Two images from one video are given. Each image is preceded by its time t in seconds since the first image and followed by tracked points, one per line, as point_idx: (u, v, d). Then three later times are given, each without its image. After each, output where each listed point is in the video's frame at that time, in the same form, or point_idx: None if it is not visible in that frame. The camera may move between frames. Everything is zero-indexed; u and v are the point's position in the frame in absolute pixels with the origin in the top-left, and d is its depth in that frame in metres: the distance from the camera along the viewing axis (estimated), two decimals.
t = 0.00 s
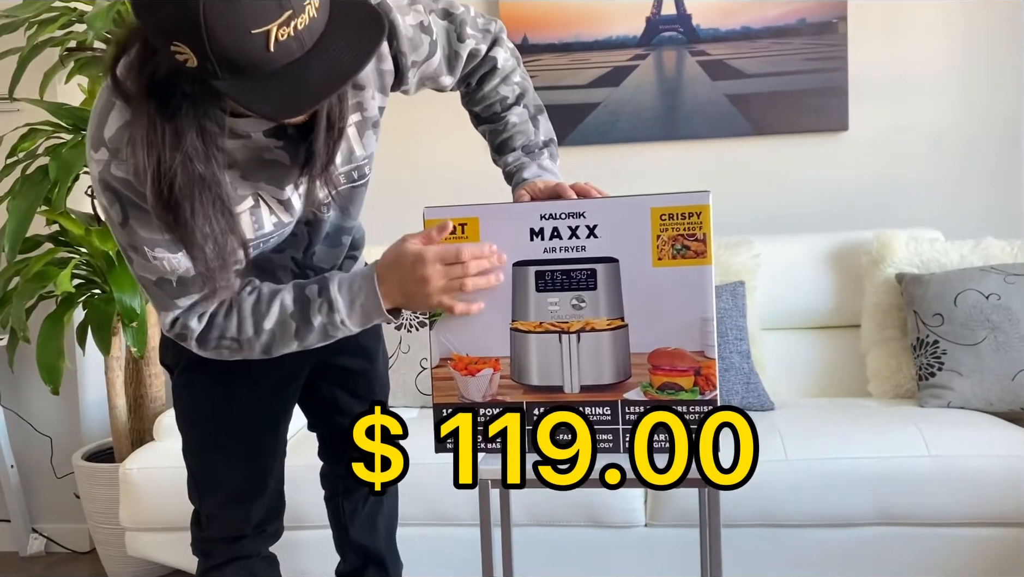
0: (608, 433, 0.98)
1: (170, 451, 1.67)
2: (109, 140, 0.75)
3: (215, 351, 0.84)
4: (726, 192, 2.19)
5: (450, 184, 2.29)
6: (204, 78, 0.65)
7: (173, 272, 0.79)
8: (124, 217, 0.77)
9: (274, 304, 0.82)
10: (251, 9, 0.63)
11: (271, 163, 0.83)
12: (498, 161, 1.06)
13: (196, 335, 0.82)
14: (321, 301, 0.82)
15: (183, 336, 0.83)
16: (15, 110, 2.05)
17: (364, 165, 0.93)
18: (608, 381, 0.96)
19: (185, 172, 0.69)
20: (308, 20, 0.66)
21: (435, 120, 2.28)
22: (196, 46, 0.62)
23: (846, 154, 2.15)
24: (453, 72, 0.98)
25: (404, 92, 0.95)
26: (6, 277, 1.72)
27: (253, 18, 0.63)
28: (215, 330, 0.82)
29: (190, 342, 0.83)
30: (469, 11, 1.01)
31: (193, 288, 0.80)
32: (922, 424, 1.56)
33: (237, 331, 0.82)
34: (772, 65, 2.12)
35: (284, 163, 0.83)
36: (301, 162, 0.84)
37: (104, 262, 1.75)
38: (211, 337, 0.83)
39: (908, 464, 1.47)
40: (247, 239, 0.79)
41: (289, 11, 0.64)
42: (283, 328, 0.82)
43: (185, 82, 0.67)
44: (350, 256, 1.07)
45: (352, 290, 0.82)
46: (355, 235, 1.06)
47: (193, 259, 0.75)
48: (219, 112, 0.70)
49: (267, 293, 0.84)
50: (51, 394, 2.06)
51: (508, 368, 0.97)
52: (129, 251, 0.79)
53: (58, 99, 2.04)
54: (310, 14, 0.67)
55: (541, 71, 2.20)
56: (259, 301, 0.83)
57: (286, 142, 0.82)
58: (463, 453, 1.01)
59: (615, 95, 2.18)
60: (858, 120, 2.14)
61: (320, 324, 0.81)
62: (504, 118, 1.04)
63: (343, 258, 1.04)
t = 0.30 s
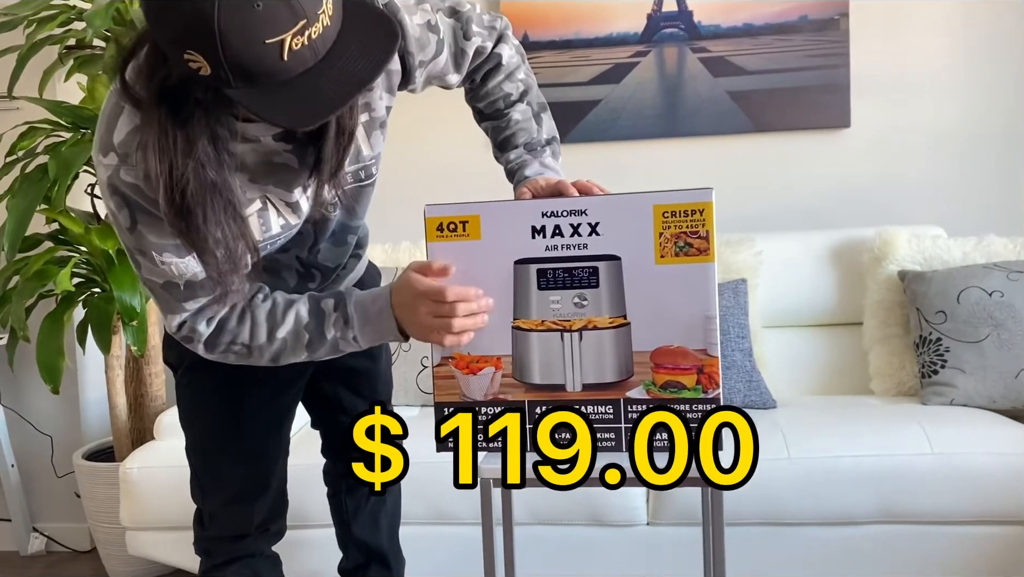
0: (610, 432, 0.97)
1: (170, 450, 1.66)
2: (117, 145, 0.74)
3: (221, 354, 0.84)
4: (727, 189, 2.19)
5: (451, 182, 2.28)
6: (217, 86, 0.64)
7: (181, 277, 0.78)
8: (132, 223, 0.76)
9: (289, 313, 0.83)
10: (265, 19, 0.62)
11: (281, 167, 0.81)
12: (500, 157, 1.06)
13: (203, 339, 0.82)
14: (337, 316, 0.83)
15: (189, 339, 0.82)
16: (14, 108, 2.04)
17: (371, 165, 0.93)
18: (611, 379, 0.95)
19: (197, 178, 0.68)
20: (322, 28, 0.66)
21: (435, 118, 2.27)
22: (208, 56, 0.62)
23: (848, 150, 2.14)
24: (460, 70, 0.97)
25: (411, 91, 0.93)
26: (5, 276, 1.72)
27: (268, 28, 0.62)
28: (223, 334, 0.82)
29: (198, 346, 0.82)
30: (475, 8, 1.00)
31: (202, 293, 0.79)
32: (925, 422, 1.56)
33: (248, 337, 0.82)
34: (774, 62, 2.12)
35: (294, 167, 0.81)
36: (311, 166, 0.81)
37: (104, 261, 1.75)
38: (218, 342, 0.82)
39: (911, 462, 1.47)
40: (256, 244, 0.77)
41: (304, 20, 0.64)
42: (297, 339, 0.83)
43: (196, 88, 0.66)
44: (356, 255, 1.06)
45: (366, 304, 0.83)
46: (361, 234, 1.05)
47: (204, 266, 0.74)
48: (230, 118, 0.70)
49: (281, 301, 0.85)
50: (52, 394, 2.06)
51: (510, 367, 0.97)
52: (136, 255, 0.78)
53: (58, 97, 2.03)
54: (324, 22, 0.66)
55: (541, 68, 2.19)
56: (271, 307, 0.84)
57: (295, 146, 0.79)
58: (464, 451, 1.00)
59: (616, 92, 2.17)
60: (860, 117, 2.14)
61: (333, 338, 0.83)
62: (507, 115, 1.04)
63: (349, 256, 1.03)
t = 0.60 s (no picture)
0: (612, 431, 0.95)
1: (172, 449, 1.66)
2: (125, 152, 0.73)
3: (226, 351, 0.85)
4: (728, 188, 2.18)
5: (451, 181, 2.28)
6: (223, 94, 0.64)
7: (188, 281, 0.78)
8: (135, 225, 0.76)
9: (294, 319, 0.83)
10: (273, 33, 0.62)
11: (287, 170, 0.80)
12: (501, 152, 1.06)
13: (210, 337, 0.83)
14: (341, 323, 0.83)
15: (196, 336, 0.83)
16: (14, 107, 2.04)
17: (377, 163, 0.93)
18: (613, 378, 0.94)
19: (202, 182, 0.68)
20: (330, 42, 0.65)
21: (436, 117, 2.27)
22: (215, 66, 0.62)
23: (849, 149, 2.14)
24: (464, 67, 0.97)
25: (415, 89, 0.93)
26: (5, 276, 1.71)
27: (274, 41, 0.62)
28: (230, 336, 0.83)
29: (204, 343, 0.83)
30: (480, 5, 1.00)
31: (209, 296, 0.80)
32: (927, 421, 1.55)
33: (254, 338, 0.83)
34: (775, 60, 2.11)
35: (300, 170, 0.81)
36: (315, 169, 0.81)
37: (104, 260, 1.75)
38: (225, 340, 0.83)
39: (913, 461, 1.46)
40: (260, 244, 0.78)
41: (311, 34, 0.63)
42: (301, 343, 0.83)
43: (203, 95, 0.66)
44: (360, 253, 1.06)
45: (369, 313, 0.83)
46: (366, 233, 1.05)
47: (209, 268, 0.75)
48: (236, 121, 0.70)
49: (287, 305, 0.85)
50: (53, 393, 2.06)
51: (511, 366, 0.96)
52: (143, 258, 0.78)
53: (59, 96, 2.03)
54: (332, 35, 0.65)
55: (542, 66, 2.19)
56: (276, 309, 0.84)
57: (301, 150, 0.79)
58: (465, 450, 0.99)
59: (617, 91, 2.17)
60: (862, 115, 2.13)
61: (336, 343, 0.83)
62: (510, 113, 1.03)
63: (355, 252, 1.03)
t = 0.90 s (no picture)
0: (614, 431, 0.95)
1: (173, 448, 1.66)
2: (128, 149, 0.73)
3: (227, 358, 0.85)
4: (729, 187, 2.18)
5: (452, 181, 2.28)
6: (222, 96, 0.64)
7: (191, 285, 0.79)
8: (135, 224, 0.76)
9: (301, 346, 0.84)
10: (274, 45, 0.62)
11: (290, 176, 0.80)
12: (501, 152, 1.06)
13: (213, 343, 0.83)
14: (347, 358, 0.85)
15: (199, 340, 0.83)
16: (16, 107, 2.04)
17: (381, 164, 0.93)
18: (615, 378, 0.94)
19: (198, 183, 0.68)
20: (331, 58, 0.65)
21: (437, 117, 2.27)
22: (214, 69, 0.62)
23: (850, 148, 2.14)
24: (466, 68, 0.97)
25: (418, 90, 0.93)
26: (6, 275, 1.71)
27: (274, 53, 0.62)
28: (235, 342, 0.83)
29: (207, 348, 0.83)
30: (482, 5, 1.00)
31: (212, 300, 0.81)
32: (927, 420, 1.56)
33: (258, 352, 0.84)
34: (777, 60, 2.11)
35: (307, 171, 0.80)
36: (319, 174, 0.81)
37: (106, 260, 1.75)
38: (228, 350, 0.84)
39: (914, 460, 1.47)
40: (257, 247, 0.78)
41: (312, 50, 0.63)
42: (305, 368, 0.84)
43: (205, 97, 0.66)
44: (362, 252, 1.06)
45: (378, 354, 0.85)
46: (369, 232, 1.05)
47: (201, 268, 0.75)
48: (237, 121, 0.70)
49: (296, 328, 0.85)
50: (54, 393, 2.06)
51: (514, 365, 0.96)
52: (145, 260, 0.78)
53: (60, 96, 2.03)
54: (334, 51, 0.65)
55: (543, 66, 2.19)
56: (284, 324, 0.85)
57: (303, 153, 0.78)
58: (467, 450, 0.98)
59: (618, 91, 2.17)
60: (862, 115, 2.13)
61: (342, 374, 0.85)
62: (512, 112, 1.04)
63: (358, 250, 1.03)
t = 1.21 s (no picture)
0: (613, 432, 0.96)
1: (174, 449, 1.67)
2: (124, 118, 0.75)
3: (212, 344, 0.83)
4: (729, 189, 2.19)
5: (452, 182, 2.29)
6: (230, 39, 0.65)
7: (176, 256, 0.79)
8: (130, 198, 0.76)
9: (289, 335, 0.83)
10: None
11: (287, 143, 0.81)
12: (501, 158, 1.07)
13: (199, 324, 0.82)
14: (335, 351, 0.84)
15: (184, 321, 0.82)
16: (16, 109, 2.04)
17: (375, 150, 0.92)
18: (615, 379, 0.95)
19: (211, 134, 0.70)
20: None
21: (438, 118, 2.28)
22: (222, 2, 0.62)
23: (849, 150, 2.15)
24: (460, 66, 0.98)
25: (413, 82, 0.94)
26: (7, 276, 1.72)
27: None
28: (218, 324, 0.82)
29: (192, 330, 0.82)
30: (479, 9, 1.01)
31: (196, 276, 0.80)
32: (926, 422, 1.56)
33: (244, 336, 0.82)
34: (776, 62, 2.12)
35: (298, 143, 0.81)
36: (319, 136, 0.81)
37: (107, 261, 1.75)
38: (213, 333, 0.82)
39: (913, 461, 1.47)
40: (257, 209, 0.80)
41: None
42: (290, 357, 0.83)
43: (207, 46, 0.66)
44: (364, 254, 1.05)
45: (366, 354, 0.85)
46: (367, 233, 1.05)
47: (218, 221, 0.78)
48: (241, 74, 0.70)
49: (285, 316, 0.84)
50: (55, 394, 2.06)
51: (514, 366, 0.96)
52: (137, 231, 0.79)
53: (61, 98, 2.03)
54: None
55: (543, 68, 2.19)
56: (271, 311, 0.84)
57: (299, 117, 0.79)
58: (468, 451, 0.99)
59: (618, 93, 2.18)
60: (861, 117, 2.14)
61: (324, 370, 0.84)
62: (509, 115, 1.04)
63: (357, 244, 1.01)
